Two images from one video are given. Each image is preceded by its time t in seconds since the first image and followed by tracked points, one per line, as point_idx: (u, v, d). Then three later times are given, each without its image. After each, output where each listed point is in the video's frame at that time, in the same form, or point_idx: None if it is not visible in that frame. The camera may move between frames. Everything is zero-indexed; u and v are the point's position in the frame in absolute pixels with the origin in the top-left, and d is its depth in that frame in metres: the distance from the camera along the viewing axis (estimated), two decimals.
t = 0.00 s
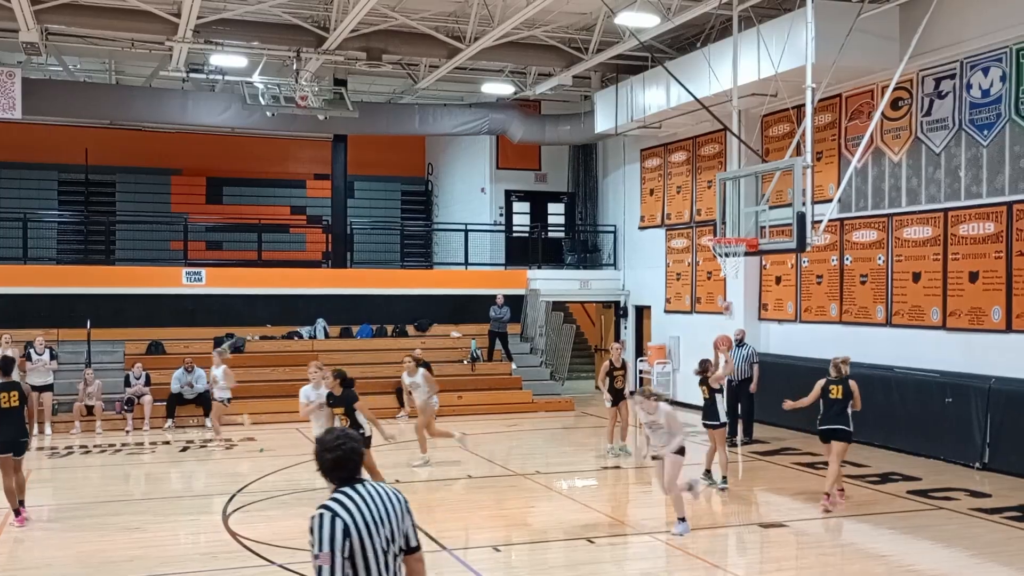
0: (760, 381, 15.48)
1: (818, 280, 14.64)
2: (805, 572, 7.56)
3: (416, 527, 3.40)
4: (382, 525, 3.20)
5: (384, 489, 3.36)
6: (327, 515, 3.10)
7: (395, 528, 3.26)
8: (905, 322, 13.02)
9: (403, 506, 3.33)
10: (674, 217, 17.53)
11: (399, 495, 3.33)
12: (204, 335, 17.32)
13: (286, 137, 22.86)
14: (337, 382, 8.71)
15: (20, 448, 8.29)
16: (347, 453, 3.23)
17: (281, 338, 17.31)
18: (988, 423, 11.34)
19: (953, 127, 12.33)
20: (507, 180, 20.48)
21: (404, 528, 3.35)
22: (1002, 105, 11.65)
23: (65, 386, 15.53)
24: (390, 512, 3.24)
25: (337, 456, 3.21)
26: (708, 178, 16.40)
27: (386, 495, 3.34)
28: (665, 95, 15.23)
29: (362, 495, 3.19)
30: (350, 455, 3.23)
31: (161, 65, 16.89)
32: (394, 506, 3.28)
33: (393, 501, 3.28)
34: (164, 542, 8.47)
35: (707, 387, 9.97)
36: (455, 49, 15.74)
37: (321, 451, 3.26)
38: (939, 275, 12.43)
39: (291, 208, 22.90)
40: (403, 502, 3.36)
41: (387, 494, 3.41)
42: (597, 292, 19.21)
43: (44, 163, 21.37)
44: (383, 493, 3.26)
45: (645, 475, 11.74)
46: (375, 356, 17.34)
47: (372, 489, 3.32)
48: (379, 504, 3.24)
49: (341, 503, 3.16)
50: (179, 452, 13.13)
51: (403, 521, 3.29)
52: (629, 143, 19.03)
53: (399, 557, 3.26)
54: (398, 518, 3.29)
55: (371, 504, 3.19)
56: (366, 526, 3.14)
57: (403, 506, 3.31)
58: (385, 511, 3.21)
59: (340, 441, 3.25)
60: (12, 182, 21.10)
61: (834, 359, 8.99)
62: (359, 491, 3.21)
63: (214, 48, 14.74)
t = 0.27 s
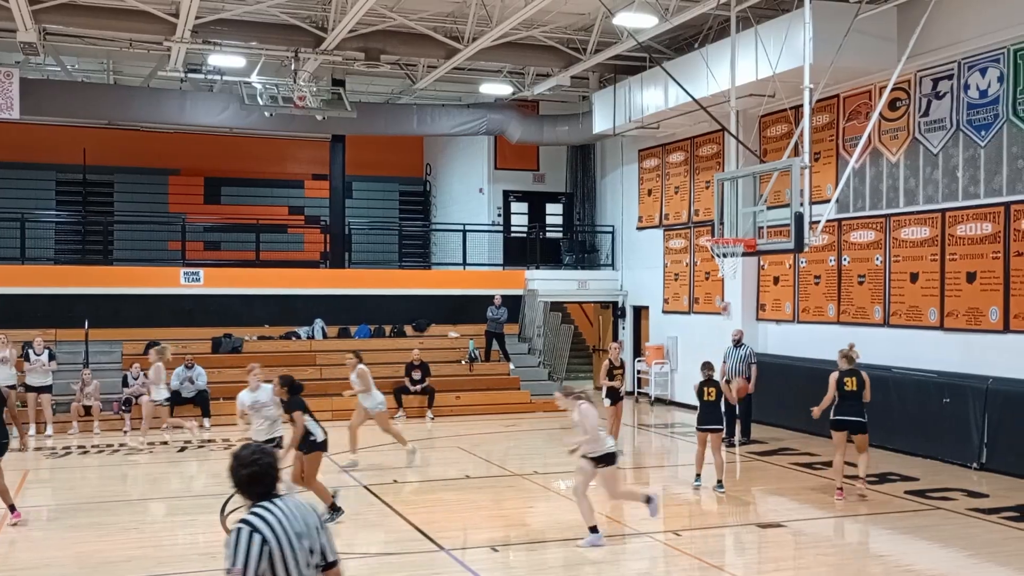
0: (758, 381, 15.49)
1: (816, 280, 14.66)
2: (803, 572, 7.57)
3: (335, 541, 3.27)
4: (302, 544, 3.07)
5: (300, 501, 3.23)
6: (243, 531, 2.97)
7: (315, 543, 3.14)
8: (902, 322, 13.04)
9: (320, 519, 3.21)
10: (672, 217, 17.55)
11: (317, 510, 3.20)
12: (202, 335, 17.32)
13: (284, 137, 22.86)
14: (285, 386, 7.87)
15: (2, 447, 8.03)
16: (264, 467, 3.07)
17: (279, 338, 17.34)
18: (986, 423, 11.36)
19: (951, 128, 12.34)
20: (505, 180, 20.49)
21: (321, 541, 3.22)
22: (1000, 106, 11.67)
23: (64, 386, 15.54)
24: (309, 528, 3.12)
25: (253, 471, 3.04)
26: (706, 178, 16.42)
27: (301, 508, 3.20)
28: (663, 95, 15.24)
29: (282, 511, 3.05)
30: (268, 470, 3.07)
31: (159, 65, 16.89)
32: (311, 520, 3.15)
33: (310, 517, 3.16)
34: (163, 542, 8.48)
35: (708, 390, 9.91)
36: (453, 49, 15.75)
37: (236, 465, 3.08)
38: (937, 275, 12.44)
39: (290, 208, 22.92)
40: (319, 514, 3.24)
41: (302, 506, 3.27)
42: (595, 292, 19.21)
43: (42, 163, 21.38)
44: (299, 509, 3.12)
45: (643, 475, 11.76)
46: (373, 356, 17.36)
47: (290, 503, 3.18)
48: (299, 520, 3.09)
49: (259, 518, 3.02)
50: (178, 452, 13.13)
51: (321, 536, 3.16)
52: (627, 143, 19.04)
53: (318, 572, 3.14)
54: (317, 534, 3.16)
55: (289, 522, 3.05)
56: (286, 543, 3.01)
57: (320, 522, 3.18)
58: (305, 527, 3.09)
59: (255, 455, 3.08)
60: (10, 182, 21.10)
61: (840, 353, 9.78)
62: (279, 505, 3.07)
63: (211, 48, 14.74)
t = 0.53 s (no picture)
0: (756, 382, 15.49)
1: (813, 281, 14.66)
2: (800, 572, 7.58)
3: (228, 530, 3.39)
4: (204, 532, 3.18)
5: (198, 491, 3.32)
6: (154, 514, 3.05)
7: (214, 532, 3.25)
8: (900, 322, 13.05)
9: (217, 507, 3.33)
10: (671, 218, 17.55)
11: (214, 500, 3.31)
12: (200, 335, 17.32)
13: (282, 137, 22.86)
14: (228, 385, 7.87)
15: None
16: (170, 456, 3.16)
17: (278, 339, 17.34)
18: (983, 424, 11.37)
19: (949, 128, 12.34)
20: (503, 180, 20.50)
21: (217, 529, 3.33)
22: (997, 107, 11.68)
23: (62, 386, 15.53)
24: (209, 515, 3.23)
25: (159, 458, 3.13)
26: (704, 179, 16.43)
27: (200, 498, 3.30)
28: (661, 96, 15.25)
29: (186, 499, 3.15)
30: (174, 458, 3.17)
31: (157, 65, 16.87)
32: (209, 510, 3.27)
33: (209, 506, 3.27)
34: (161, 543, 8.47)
35: (703, 392, 9.99)
36: (452, 50, 15.76)
37: (141, 452, 3.15)
38: (935, 275, 12.45)
39: (288, 209, 22.93)
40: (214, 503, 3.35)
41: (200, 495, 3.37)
42: (594, 293, 19.22)
43: (40, 163, 21.37)
44: (201, 500, 3.22)
45: (641, 475, 11.76)
46: (371, 357, 17.37)
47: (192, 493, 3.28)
48: (201, 509, 3.20)
49: (165, 506, 3.11)
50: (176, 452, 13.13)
51: (218, 524, 3.28)
52: (626, 144, 19.05)
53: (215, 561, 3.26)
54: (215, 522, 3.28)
55: (194, 510, 3.16)
56: (191, 532, 3.11)
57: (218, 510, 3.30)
58: (204, 515, 3.20)
59: (162, 445, 3.17)
60: (9, 182, 21.09)
61: (855, 357, 10.13)
62: (185, 496, 3.17)
63: (210, 48, 14.75)
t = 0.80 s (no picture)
0: (756, 382, 15.49)
1: (813, 281, 14.66)
2: (799, 573, 7.57)
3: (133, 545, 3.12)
4: (109, 553, 2.91)
5: (99, 508, 3.05)
6: (60, 538, 2.77)
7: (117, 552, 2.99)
8: (899, 323, 13.04)
9: (122, 524, 3.06)
10: (670, 218, 17.55)
11: (117, 515, 3.04)
12: (199, 335, 17.31)
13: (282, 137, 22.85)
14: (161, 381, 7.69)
15: None
16: (73, 471, 2.90)
17: (277, 339, 17.34)
18: (982, 425, 11.36)
19: (948, 129, 12.34)
20: (503, 181, 20.50)
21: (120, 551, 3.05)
22: (997, 107, 11.68)
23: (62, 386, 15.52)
24: (112, 533, 2.97)
25: (61, 476, 2.87)
26: (703, 179, 16.42)
27: (101, 516, 3.02)
28: (661, 96, 15.25)
29: (91, 517, 2.89)
30: (76, 474, 2.91)
31: (156, 65, 16.87)
32: (114, 527, 3.01)
33: (111, 523, 3.00)
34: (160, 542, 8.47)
35: (686, 396, 9.85)
36: (452, 50, 15.76)
37: (43, 471, 2.88)
38: (934, 275, 12.44)
39: (288, 209, 22.92)
40: (114, 517, 3.08)
41: (100, 512, 3.09)
42: (593, 293, 19.23)
43: (40, 163, 21.37)
44: (106, 518, 2.96)
45: (641, 475, 11.75)
46: (370, 357, 17.36)
47: (94, 510, 3.00)
48: (104, 528, 2.93)
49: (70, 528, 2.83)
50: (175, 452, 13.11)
51: (124, 543, 3.02)
52: (625, 144, 19.05)
53: None
54: (120, 541, 3.01)
55: (98, 528, 2.90)
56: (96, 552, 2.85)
57: (123, 528, 3.04)
58: (111, 534, 2.93)
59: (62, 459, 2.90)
60: (8, 182, 21.09)
61: (857, 351, 10.23)
62: (87, 514, 2.90)
63: (209, 48, 14.75)
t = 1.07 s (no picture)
0: (754, 382, 15.49)
1: (812, 281, 14.67)
2: (797, 572, 7.58)
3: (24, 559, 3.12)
4: None
5: None
6: None
7: None
8: (898, 323, 13.05)
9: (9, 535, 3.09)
10: (669, 218, 17.54)
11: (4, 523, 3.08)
12: (198, 334, 17.30)
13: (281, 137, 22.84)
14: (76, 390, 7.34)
15: None
16: None
17: (276, 338, 17.35)
18: (981, 425, 11.36)
19: (947, 129, 12.35)
20: (502, 180, 20.50)
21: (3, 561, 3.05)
22: (996, 107, 11.68)
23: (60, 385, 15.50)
24: None
25: None
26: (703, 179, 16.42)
27: None
28: (660, 95, 15.25)
29: None
30: None
31: (155, 63, 16.85)
32: None
33: None
34: (159, 542, 8.46)
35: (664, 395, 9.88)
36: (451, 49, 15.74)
37: None
38: (933, 276, 12.44)
39: (287, 208, 22.91)
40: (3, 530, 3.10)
41: None
42: (592, 292, 19.23)
43: (39, 161, 21.36)
44: None
45: (639, 475, 11.75)
46: (369, 356, 17.35)
47: None
48: None
49: None
50: (173, 451, 13.09)
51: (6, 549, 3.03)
52: (625, 143, 19.05)
53: None
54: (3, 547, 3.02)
55: None
56: None
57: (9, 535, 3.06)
58: None
59: None
60: (7, 181, 21.07)
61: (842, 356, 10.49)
62: None
63: (208, 47, 14.74)
